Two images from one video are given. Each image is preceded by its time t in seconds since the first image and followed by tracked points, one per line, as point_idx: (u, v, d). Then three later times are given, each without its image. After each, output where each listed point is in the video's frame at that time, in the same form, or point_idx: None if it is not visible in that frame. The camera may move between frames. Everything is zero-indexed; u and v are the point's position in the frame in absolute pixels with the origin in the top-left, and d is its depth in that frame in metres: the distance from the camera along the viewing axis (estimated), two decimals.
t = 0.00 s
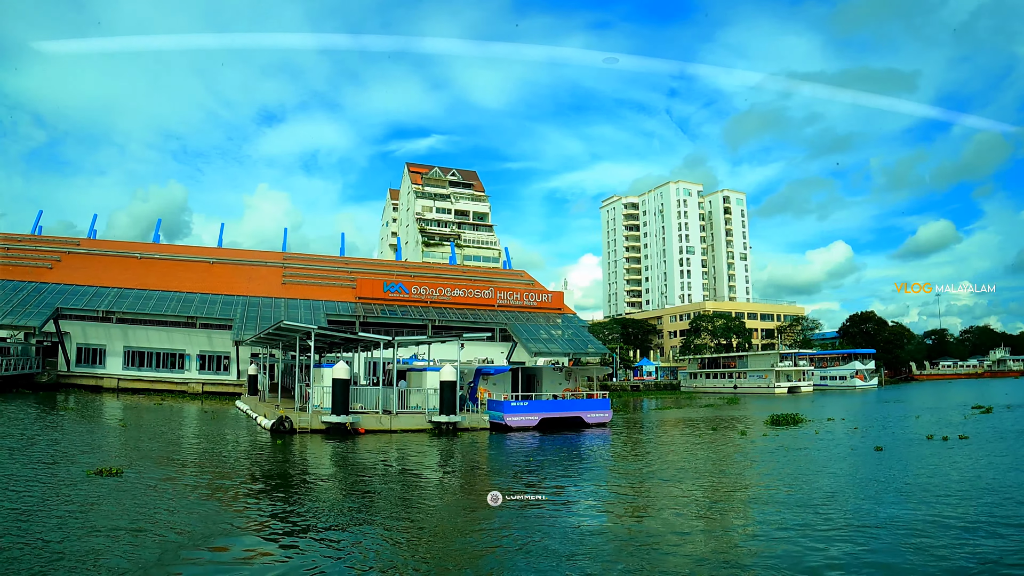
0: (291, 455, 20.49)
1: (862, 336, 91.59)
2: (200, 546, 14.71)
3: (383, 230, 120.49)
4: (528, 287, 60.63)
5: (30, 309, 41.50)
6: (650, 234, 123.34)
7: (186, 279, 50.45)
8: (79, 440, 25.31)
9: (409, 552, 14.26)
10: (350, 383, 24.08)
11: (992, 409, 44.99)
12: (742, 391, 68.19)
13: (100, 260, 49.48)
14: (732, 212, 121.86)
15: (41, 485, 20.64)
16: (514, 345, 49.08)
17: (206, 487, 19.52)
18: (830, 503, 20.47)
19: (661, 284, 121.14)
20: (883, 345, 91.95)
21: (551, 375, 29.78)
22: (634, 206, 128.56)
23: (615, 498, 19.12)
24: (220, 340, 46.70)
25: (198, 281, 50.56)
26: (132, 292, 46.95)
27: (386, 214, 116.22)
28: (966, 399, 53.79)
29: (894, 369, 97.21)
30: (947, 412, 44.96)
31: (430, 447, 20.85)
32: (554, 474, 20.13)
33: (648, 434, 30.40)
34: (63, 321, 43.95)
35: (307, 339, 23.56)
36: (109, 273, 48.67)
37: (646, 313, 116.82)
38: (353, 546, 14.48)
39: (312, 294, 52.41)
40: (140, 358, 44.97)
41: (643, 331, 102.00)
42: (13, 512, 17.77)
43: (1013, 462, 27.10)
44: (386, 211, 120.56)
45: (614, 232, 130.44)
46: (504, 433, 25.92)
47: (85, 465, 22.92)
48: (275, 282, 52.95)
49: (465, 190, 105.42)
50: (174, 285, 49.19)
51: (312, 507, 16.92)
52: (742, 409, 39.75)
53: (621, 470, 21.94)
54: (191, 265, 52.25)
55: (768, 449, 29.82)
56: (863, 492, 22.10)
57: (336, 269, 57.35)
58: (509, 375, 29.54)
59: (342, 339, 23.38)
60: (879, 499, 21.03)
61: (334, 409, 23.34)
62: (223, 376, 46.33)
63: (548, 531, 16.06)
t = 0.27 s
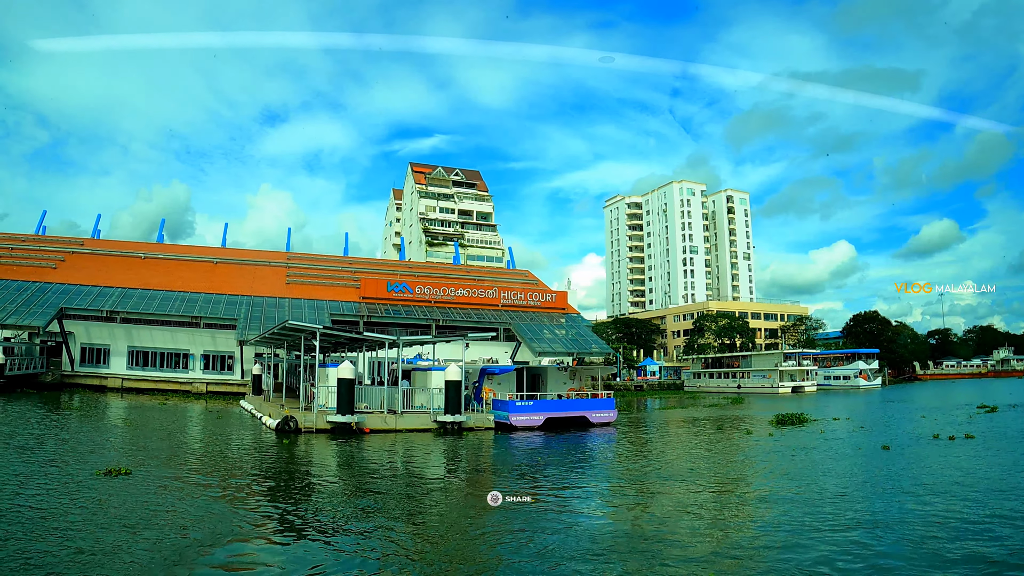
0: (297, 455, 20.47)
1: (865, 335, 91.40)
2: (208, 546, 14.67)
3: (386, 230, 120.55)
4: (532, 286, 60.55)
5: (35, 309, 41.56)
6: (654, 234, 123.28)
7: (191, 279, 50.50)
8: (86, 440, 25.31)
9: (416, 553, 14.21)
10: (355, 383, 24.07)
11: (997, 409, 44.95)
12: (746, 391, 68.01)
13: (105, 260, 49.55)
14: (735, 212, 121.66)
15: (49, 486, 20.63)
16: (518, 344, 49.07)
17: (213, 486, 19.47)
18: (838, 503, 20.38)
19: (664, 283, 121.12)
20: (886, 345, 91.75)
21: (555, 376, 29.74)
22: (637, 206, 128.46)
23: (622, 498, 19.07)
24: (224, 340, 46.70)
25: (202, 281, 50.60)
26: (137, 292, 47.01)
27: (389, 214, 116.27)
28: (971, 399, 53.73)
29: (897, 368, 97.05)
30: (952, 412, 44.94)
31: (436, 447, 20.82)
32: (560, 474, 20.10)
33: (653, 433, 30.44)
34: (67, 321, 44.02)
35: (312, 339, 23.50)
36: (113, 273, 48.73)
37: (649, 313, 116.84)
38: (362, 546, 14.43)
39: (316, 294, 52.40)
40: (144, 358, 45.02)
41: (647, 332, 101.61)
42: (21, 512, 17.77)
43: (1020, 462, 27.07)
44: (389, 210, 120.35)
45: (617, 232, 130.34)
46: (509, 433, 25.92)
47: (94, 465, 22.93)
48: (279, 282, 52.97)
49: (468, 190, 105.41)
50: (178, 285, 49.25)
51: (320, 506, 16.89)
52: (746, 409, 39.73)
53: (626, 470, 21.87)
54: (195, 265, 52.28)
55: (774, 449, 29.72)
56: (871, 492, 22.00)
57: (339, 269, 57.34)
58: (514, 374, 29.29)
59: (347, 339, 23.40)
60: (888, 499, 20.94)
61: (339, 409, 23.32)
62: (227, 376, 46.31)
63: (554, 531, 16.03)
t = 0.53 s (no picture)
0: (302, 455, 20.44)
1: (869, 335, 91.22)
2: (217, 546, 14.64)
3: (390, 229, 120.55)
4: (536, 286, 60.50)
5: (39, 309, 41.63)
6: (657, 233, 123.19)
7: (195, 279, 50.53)
8: (94, 440, 25.33)
9: (425, 553, 14.16)
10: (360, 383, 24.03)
11: (1002, 408, 44.90)
12: (750, 391, 67.88)
13: (109, 260, 49.61)
14: (739, 211, 121.48)
15: (59, 486, 20.65)
16: (523, 344, 49.06)
17: (220, 486, 19.44)
18: (847, 502, 20.31)
19: (668, 282, 121.04)
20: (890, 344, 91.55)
21: (560, 375, 29.75)
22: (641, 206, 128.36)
23: (629, 498, 19.00)
24: (228, 339, 46.74)
25: (206, 281, 50.63)
26: (141, 292, 47.05)
27: (393, 214, 116.37)
28: (975, 398, 53.67)
29: (901, 368, 96.87)
30: (957, 411, 44.88)
31: (441, 446, 20.76)
32: (566, 474, 20.05)
33: (659, 433, 30.43)
34: (71, 321, 44.08)
35: (317, 339, 23.44)
36: (117, 273, 48.79)
37: (652, 312, 116.72)
38: (371, 546, 14.38)
39: (320, 294, 52.40)
40: (148, 358, 45.09)
41: (651, 331, 101.61)
42: (29, 512, 17.76)
43: None
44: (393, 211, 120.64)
45: (621, 231, 130.26)
46: (514, 433, 25.86)
47: (104, 465, 22.94)
48: (282, 282, 52.98)
49: (472, 189, 105.44)
50: (183, 285, 49.29)
51: (327, 506, 16.85)
52: (751, 408, 39.70)
53: (632, 470, 21.81)
54: (200, 265, 52.33)
55: (782, 449, 29.63)
56: (879, 491, 21.94)
57: (343, 269, 57.33)
58: (519, 374, 29.45)
59: (352, 339, 23.37)
60: (896, 499, 20.87)
61: (345, 409, 23.28)
62: (231, 376, 46.32)
63: (561, 531, 15.98)
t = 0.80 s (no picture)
0: (307, 455, 20.39)
1: (872, 335, 91.01)
2: (226, 546, 14.60)
3: (393, 229, 120.61)
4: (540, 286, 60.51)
5: (43, 309, 41.67)
6: (661, 233, 123.03)
7: (199, 279, 50.57)
8: (102, 440, 25.34)
9: (433, 553, 14.11)
10: (366, 382, 24.02)
11: (1009, 407, 44.83)
12: (754, 390, 67.83)
13: (113, 260, 49.66)
14: (743, 210, 121.28)
15: (69, 486, 20.66)
16: (527, 343, 49.06)
17: (226, 485, 19.41)
18: (856, 501, 20.25)
19: (672, 282, 120.89)
20: (894, 344, 91.30)
21: (565, 375, 29.47)
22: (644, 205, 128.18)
23: (637, 498, 18.93)
24: (233, 339, 46.75)
25: (210, 281, 50.66)
26: (145, 292, 47.08)
27: (397, 214, 116.43)
28: (980, 397, 53.65)
29: (905, 367, 96.66)
30: (962, 410, 44.86)
31: (446, 446, 20.70)
32: (572, 474, 20.01)
33: (664, 432, 30.46)
34: (75, 321, 44.14)
35: (323, 338, 23.40)
36: (122, 273, 48.85)
37: (655, 312, 116.78)
38: (379, 546, 14.32)
39: (324, 294, 52.38)
40: (152, 358, 45.12)
41: (655, 330, 101.53)
42: (37, 512, 17.77)
43: None
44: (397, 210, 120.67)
45: (625, 231, 130.18)
46: (521, 432, 25.88)
47: (113, 464, 22.96)
48: (287, 282, 52.97)
49: (476, 189, 105.39)
50: (187, 285, 49.31)
51: (335, 506, 16.80)
52: (755, 408, 39.63)
53: (638, 469, 21.78)
54: (204, 265, 52.37)
55: (788, 448, 29.63)
56: (887, 490, 21.89)
57: (347, 268, 57.33)
58: (524, 374, 29.09)
59: (358, 338, 23.32)
60: (905, 498, 20.83)
61: (351, 408, 23.27)
62: (236, 375, 46.33)
63: (569, 530, 15.93)
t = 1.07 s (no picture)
0: (314, 454, 20.39)
1: (877, 334, 90.97)
2: (233, 546, 14.56)
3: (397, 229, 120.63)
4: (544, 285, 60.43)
5: (48, 308, 41.76)
6: (665, 232, 122.84)
7: (204, 279, 50.61)
8: (109, 440, 25.34)
9: (440, 553, 14.04)
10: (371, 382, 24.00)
11: (1015, 406, 44.74)
12: (758, 389, 67.71)
13: (117, 260, 49.72)
14: (747, 209, 121.06)
15: (78, 486, 20.66)
16: (532, 343, 49.05)
17: (234, 484, 19.39)
18: (865, 501, 20.16)
19: (675, 281, 120.75)
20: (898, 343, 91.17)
21: (571, 374, 29.89)
22: (648, 204, 127.96)
23: (646, 498, 18.89)
24: (237, 339, 46.79)
25: (215, 281, 50.72)
26: (149, 292, 47.13)
27: (400, 213, 116.36)
28: (985, 396, 53.57)
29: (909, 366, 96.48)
30: (968, 409, 44.77)
31: (452, 446, 20.69)
32: (579, 473, 19.99)
33: (670, 432, 30.41)
34: (79, 321, 44.21)
35: (329, 337, 23.37)
36: (126, 273, 48.91)
37: (658, 312, 116.69)
38: (386, 546, 14.24)
39: (329, 293, 52.41)
40: (156, 358, 45.21)
41: (658, 330, 100.63)
42: (44, 512, 17.78)
43: None
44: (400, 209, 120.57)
45: (628, 230, 130.01)
46: (526, 431, 25.84)
47: (122, 464, 22.97)
48: (291, 282, 53.00)
49: (479, 188, 105.27)
50: (191, 285, 49.35)
51: (345, 505, 16.78)
52: (759, 407, 39.53)
53: (645, 469, 21.73)
54: (208, 265, 52.42)
55: (795, 448, 29.53)
56: (896, 490, 21.79)
57: (351, 268, 57.36)
58: (529, 373, 29.29)
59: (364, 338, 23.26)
60: (915, 497, 20.72)
61: (356, 407, 23.24)
62: (240, 375, 46.39)
63: (577, 530, 15.87)
